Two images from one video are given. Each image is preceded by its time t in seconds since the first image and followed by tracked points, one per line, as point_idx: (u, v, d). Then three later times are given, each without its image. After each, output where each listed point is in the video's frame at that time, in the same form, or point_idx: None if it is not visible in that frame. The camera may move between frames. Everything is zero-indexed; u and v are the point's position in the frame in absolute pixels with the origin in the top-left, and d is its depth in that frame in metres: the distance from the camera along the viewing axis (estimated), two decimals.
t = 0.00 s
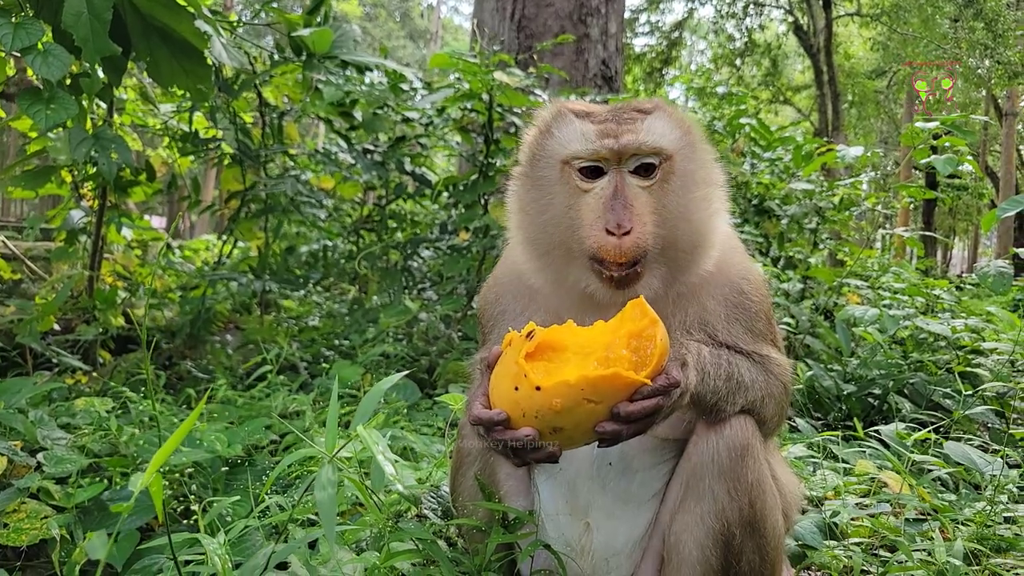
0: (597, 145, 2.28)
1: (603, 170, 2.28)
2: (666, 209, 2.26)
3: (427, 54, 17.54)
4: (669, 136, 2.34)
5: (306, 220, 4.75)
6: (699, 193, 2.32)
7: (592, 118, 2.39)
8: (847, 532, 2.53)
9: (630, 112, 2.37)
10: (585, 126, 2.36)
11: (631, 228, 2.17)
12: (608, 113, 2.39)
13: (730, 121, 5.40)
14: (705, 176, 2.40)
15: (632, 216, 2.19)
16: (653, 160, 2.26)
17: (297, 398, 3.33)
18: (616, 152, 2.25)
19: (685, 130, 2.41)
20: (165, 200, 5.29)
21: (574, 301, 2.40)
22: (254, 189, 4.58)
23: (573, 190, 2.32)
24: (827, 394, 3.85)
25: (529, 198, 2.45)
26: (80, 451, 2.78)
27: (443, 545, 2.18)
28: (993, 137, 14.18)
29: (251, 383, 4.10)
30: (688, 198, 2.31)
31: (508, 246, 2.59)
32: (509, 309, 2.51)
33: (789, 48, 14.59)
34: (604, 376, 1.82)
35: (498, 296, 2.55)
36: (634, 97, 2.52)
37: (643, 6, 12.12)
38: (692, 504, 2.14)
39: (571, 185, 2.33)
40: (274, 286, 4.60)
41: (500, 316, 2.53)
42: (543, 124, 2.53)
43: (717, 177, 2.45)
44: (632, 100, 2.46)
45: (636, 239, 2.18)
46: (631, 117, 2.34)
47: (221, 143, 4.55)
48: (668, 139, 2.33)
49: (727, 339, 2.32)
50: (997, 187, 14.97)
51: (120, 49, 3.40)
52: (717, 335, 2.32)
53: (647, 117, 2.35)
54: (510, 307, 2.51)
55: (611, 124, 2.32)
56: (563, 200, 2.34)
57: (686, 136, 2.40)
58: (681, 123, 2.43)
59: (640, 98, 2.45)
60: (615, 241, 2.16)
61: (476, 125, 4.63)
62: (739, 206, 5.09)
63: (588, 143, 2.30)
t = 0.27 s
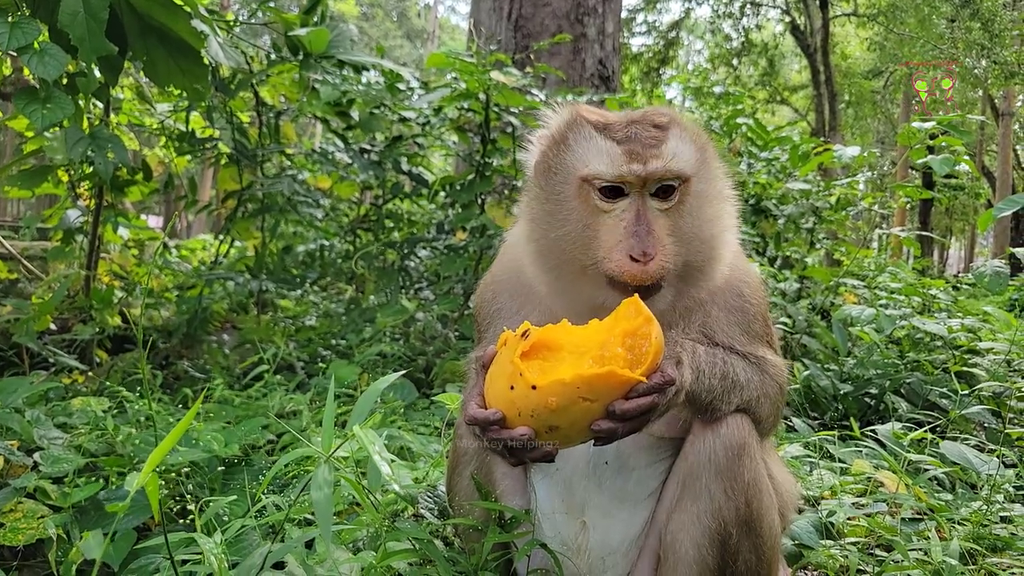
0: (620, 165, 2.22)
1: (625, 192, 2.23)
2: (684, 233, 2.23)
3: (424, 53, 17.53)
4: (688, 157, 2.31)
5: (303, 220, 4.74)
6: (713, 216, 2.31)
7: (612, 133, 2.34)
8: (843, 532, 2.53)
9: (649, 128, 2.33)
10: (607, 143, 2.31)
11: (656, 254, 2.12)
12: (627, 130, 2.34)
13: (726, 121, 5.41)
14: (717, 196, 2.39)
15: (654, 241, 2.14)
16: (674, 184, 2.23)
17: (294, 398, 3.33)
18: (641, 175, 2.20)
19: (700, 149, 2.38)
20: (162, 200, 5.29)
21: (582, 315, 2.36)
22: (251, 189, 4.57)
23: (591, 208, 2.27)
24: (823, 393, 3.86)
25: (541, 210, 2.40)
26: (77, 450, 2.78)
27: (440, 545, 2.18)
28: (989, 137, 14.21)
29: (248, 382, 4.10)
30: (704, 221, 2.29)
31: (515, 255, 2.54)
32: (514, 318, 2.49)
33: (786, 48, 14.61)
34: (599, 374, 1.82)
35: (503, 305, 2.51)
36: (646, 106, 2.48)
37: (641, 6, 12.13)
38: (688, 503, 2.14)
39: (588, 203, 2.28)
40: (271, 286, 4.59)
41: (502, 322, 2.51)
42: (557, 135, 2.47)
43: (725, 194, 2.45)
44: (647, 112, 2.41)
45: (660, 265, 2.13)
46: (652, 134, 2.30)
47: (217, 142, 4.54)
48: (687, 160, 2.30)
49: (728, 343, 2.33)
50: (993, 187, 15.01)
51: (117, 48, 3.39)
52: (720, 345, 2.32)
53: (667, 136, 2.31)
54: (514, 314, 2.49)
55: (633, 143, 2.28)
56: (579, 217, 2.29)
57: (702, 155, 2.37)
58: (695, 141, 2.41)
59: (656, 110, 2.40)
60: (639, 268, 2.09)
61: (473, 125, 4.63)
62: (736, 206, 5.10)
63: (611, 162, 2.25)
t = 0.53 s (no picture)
0: (619, 166, 2.21)
1: (622, 193, 2.22)
2: (681, 234, 2.23)
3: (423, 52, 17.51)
4: (687, 158, 2.30)
5: (301, 219, 4.74)
6: (711, 216, 2.30)
7: (611, 133, 2.32)
8: (841, 530, 2.53)
9: (649, 128, 2.31)
10: (606, 143, 2.29)
11: (652, 256, 2.12)
12: (626, 129, 2.32)
13: (724, 120, 5.43)
14: (717, 197, 2.39)
15: (651, 242, 2.14)
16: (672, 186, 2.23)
17: (292, 397, 3.33)
18: (640, 176, 2.19)
19: (699, 149, 2.37)
20: (160, 199, 5.28)
21: (578, 314, 2.36)
22: (249, 188, 4.57)
23: (589, 209, 2.27)
24: (821, 392, 3.86)
25: (538, 209, 2.40)
26: (75, 450, 2.78)
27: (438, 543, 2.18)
28: (988, 135, 14.22)
29: (246, 382, 4.09)
30: (702, 222, 2.28)
31: (513, 251, 2.54)
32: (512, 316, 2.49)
33: (784, 47, 14.63)
34: (602, 377, 1.83)
35: (502, 303, 2.52)
36: (646, 105, 2.46)
37: (639, 5, 12.12)
38: (686, 502, 2.15)
39: (586, 203, 2.28)
40: (269, 285, 4.58)
41: (500, 318, 2.52)
42: (557, 132, 2.45)
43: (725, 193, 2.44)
44: (647, 111, 2.40)
45: (656, 267, 2.13)
46: (652, 135, 2.29)
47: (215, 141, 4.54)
48: (686, 161, 2.29)
49: (725, 339, 2.32)
50: (990, 186, 15.02)
51: (114, 47, 3.40)
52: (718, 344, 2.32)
53: (666, 136, 2.30)
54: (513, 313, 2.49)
55: (632, 143, 2.26)
56: (577, 217, 2.29)
57: (701, 155, 2.36)
58: (695, 141, 2.39)
59: (656, 109, 2.39)
60: (635, 271, 2.11)
61: (471, 123, 4.62)
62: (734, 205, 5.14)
63: (609, 163, 2.23)
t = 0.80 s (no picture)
0: (604, 166, 2.21)
1: (608, 192, 2.22)
2: (668, 232, 2.23)
3: (421, 51, 17.49)
4: (674, 157, 2.29)
5: (300, 219, 4.73)
6: (699, 214, 2.30)
7: (598, 132, 2.31)
8: (839, 529, 2.53)
9: (637, 127, 2.30)
10: (593, 142, 2.29)
11: (636, 255, 2.13)
12: (615, 128, 2.31)
13: (724, 119, 5.45)
14: (707, 196, 2.38)
15: (636, 242, 2.15)
16: (659, 185, 2.22)
17: (291, 396, 3.33)
18: (625, 176, 2.19)
19: (688, 148, 2.37)
20: (159, 199, 5.28)
21: (568, 312, 2.37)
22: (248, 187, 4.57)
23: (576, 208, 2.27)
24: (820, 391, 3.86)
25: (528, 208, 2.40)
26: (74, 449, 2.78)
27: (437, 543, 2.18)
28: (986, 134, 14.23)
29: (245, 381, 4.09)
30: (691, 221, 2.28)
31: (505, 249, 2.55)
32: (503, 313, 2.50)
33: (783, 46, 14.62)
34: (600, 378, 1.83)
35: (494, 302, 2.53)
36: (637, 103, 2.45)
37: (637, 4, 12.11)
38: (684, 501, 2.15)
39: (573, 203, 2.28)
40: (268, 284, 4.58)
41: (493, 316, 2.53)
42: (547, 131, 2.45)
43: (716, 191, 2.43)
44: (636, 109, 2.39)
45: (640, 265, 2.14)
46: (639, 134, 2.28)
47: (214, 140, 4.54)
48: (674, 160, 2.28)
49: (718, 337, 2.32)
50: (989, 185, 15.03)
51: (114, 47, 3.41)
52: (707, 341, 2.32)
53: (654, 135, 2.29)
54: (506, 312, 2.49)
55: (619, 142, 2.25)
56: (564, 217, 2.30)
57: (689, 154, 2.36)
58: (685, 140, 2.38)
59: (645, 108, 2.38)
60: (620, 270, 2.11)
61: (470, 123, 4.62)
62: (733, 204, 5.15)
63: (595, 162, 2.23)
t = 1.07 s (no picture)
0: (563, 176, 2.19)
1: (573, 201, 2.21)
2: (636, 240, 2.22)
3: (420, 51, 17.48)
4: (643, 163, 2.27)
5: (298, 219, 4.73)
6: (671, 220, 2.28)
7: (565, 139, 2.28)
8: (839, 529, 2.54)
9: (603, 134, 2.27)
10: (557, 150, 2.27)
11: (597, 264, 2.12)
12: (585, 134, 2.27)
13: (722, 119, 5.50)
14: (683, 199, 2.35)
15: (597, 251, 2.14)
16: (623, 193, 2.20)
17: (290, 397, 3.33)
18: (584, 186, 2.17)
19: (661, 151, 2.33)
20: (158, 199, 5.28)
21: (554, 316, 2.39)
22: (247, 187, 4.56)
23: (545, 216, 2.28)
24: (819, 391, 3.87)
25: (506, 215, 2.42)
26: (73, 450, 2.78)
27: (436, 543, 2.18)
28: (985, 133, 14.23)
29: (244, 382, 4.09)
30: (659, 228, 2.26)
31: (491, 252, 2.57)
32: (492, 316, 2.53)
33: (783, 46, 14.63)
34: (600, 378, 1.83)
35: (487, 303, 2.56)
36: (615, 105, 2.41)
37: (637, 4, 12.12)
38: (684, 502, 2.15)
39: (543, 211, 2.29)
40: (267, 285, 4.58)
41: (485, 316, 2.56)
42: (523, 138, 2.44)
43: (694, 193, 2.39)
44: (610, 113, 2.35)
45: (602, 274, 2.13)
46: (604, 141, 2.25)
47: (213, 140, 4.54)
48: (640, 167, 2.25)
49: (715, 339, 2.32)
50: (988, 185, 15.04)
51: (113, 48, 3.39)
52: (701, 339, 2.32)
53: (622, 141, 2.26)
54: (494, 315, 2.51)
55: (581, 151, 2.23)
56: (536, 224, 2.31)
57: (662, 157, 2.33)
58: (659, 143, 2.34)
59: (619, 111, 2.34)
60: (578, 279, 2.11)
61: (469, 123, 4.62)
62: (731, 204, 5.20)
63: (556, 172, 2.22)
